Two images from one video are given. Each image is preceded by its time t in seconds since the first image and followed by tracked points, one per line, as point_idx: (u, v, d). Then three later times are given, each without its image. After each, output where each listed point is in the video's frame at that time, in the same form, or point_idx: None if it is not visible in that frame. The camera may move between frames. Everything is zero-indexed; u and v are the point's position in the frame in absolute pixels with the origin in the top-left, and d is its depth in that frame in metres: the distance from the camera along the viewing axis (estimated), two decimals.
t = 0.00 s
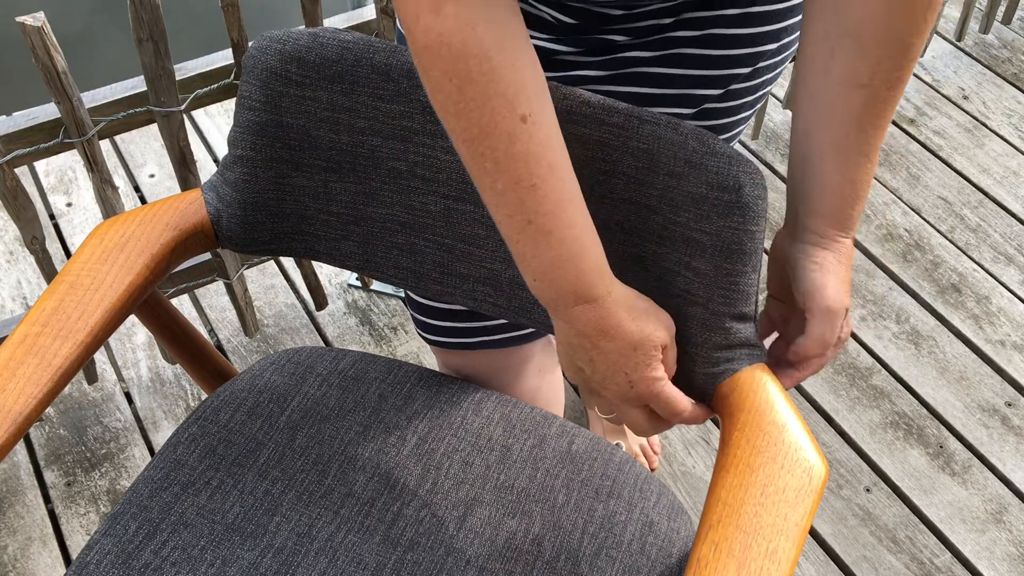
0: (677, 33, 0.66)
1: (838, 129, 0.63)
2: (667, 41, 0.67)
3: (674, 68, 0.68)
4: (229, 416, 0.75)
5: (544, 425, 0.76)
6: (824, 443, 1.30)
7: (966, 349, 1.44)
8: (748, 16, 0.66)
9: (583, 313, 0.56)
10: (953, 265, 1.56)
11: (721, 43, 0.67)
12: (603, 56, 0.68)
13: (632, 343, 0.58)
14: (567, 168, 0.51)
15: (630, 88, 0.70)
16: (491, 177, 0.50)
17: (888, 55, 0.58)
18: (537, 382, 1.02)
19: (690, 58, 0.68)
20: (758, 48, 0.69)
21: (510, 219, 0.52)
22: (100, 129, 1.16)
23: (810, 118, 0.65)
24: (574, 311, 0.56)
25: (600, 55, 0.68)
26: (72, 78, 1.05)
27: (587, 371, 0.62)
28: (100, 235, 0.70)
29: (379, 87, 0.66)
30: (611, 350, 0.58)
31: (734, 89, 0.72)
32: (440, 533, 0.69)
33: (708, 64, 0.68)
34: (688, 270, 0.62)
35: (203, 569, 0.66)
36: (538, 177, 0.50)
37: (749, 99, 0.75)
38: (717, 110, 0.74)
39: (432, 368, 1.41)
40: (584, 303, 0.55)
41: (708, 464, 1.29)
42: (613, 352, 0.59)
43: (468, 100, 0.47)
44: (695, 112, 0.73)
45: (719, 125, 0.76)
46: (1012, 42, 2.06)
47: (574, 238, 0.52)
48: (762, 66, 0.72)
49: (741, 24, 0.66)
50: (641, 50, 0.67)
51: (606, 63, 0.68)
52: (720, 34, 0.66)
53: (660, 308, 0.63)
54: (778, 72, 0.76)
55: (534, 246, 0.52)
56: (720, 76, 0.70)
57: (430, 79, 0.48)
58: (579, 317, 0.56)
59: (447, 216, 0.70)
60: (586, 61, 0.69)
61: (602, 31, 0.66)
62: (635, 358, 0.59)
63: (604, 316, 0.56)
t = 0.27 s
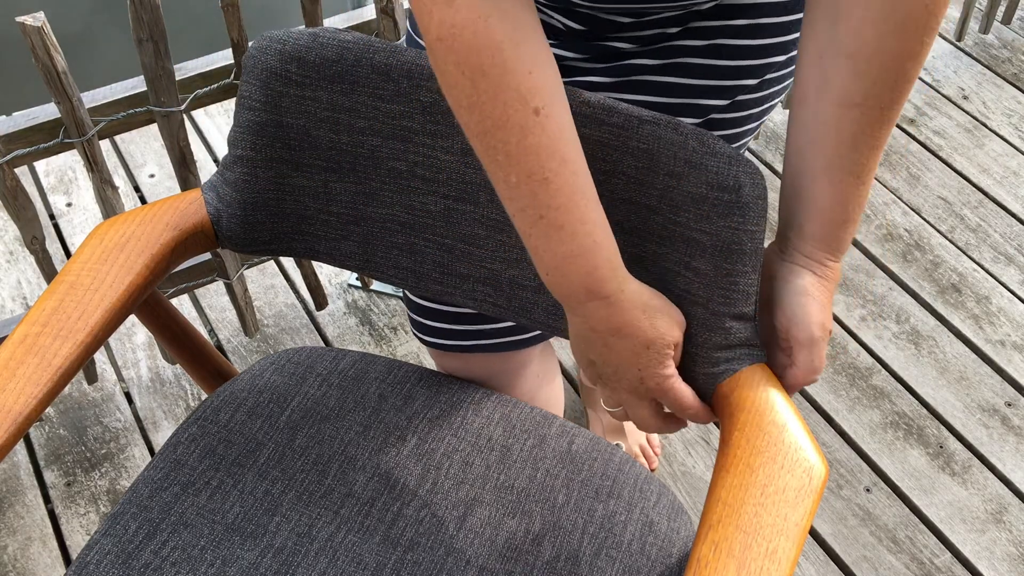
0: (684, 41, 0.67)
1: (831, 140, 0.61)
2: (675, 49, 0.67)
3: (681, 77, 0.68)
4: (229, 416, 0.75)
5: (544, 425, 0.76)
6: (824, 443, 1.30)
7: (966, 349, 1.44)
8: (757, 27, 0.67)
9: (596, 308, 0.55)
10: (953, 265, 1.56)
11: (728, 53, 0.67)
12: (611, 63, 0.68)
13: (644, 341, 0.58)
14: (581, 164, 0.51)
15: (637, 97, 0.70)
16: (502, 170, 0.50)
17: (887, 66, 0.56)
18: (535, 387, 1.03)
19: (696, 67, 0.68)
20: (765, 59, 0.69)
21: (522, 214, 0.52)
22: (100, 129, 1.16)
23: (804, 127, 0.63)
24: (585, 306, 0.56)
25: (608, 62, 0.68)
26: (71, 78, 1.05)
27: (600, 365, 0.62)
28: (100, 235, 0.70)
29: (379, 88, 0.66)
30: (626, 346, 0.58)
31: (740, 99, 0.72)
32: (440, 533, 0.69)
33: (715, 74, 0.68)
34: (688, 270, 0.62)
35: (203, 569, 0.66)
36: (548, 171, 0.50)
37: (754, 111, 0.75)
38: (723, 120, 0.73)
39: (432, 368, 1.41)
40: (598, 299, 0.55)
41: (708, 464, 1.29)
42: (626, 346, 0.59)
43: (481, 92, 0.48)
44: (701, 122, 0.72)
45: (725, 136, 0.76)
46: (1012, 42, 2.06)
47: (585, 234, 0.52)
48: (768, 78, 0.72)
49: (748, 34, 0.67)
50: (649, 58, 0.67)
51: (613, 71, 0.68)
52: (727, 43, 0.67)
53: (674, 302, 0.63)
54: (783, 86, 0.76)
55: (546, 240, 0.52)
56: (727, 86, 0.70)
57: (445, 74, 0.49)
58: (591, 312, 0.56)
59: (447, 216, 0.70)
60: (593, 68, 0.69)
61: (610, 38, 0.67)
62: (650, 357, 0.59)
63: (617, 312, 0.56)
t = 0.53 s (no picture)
0: (689, 37, 0.67)
1: (848, 118, 0.62)
2: (682, 45, 0.67)
3: (690, 72, 0.69)
4: (229, 416, 0.75)
5: (544, 425, 0.76)
6: (824, 443, 1.30)
7: (966, 349, 1.44)
8: (760, 21, 0.66)
9: (615, 258, 0.55)
10: (953, 265, 1.56)
11: (735, 47, 0.67)
12: (622, 58, 0.69)
13: (660, 294, 0.57)
14: (587, 106, 0.53)
15: (648, 91, 0.70)
16: (510, 118, 0.52)
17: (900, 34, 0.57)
18: (543, 381, 1.01)
19: (704, 62, 0.68)
20: (774, 52, 0.69)
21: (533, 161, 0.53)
22: (101, 129, 1.16)
23: (820, 104, 0.64)
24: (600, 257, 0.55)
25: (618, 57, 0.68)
26: (72, 78, 1.05)
27: (612, 327, 0.59)
28: (100, 234, 0.70)
29: (379, 88, 0.66)
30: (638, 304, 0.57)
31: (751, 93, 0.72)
32: (440, 533, 0.69)
33: (723, 68, 0.68)
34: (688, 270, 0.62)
35: (203, 569, 0.66)
36: (554, 112, 0.51)
37: (767, 103, 0.75)
38: (734, 115, 0.74)
39: (431, 367, 1.41)
40: (616, 248, 0.55)
41: (708, 464, 1.29)
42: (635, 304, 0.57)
43: (486, 36, 0.49)
44: (712, 117, 0.73)
45: (736, 131, 0.76)
46: (1012, 42, 2.06)
47: (593, 177, 0.53)
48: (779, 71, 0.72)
49: (754, 29, 0.66)
50: (658, 54, 0.68)
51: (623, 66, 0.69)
52: (733, 38, 0.67)
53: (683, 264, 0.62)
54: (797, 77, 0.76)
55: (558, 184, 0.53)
56: (735, 80, 0.70)
57: (446, 22, 0.50)
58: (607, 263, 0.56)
59: (447, 216, 0.70)
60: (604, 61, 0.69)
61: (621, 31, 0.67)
62: (664, 315, 0.58)
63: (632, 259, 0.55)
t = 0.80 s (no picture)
0: (701, 23, 0.66)
1: (849, 60, 0.61)
2: (696, 32, 0.67)
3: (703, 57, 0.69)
4: (229, 416, 0.75)
5: (544, 425, 0.76)
6: (824, 443, 1.30)
7: (966, 349, 1.44)
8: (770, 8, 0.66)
9: (645, 210, 0.53)
10: (953, 265, 1.56)
11: (747, 32, 0.67)
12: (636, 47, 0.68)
13: (689, 245, 0.56)
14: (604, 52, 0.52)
15: (661, 79, 0.70)
16: (530, 68, 0.51)
17: None
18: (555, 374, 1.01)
19: (716, 49, 0.68)
20: (784, 37, 0.69)
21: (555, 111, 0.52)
22: (100, 129, 1.16)
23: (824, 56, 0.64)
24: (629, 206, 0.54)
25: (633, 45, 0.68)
26: (72, 78, 1.05)
27: (641, 286, 0.57)
28: (101, 234, 0.70)
29: (379, 88, 0.66)
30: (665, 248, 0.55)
31: (763, 80, 0.72)
32: (440, 533, 0.69)
33: (735, 53, 0.69)
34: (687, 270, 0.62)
35: (203, 569, 0.66)
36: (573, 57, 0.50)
37: (778, 88, 0.75)
38: (747, 101, 0.74)
39: (432, 368, 1.41)
40: (646, 198, 0.53)
41: (708, 464, 1.29)
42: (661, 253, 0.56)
43: None
44: (725, 103, 0.73)
45: (749, 117, 0.76)
46: (1012, 42, 2.06)
47: (616, 123, 0.52)
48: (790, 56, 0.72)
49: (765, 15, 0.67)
50: (671, 42, 0.68)
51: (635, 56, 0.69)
52: (745, 24, 0.67)
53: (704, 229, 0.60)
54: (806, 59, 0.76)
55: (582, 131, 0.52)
56: (746, 66, 0.70)
57: None
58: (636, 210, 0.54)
59: (447, 217, 0.70)
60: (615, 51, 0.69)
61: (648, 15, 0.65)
62: (694, 265, 0.56)
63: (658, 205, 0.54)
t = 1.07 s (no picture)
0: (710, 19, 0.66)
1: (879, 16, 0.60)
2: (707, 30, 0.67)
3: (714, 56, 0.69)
4: (229, 416, 0.75)
5: (544, 425, 0.76)
6: (824, 443, 1.30)
7: (966, 349, 1.44)
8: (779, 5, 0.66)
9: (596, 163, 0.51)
10: (953, 265, 1.56)
11: (757, 29, 0.67)
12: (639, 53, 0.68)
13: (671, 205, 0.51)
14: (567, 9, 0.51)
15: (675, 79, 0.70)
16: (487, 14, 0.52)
17: None
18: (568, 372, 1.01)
19: (725, 46, 0.68)
20: (791, 33, 0.70)
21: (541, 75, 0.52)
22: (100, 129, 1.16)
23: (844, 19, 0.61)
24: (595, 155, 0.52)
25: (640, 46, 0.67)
26: (72, 78, 1.05)
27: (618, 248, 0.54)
28: (100, 234, 0.70)
29: (379, 88, 0.66)
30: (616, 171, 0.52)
31: (770, 77, 0.73)
32: (440, 533, 0.69)
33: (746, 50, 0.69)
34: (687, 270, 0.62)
35: (203, 569, 0.66)
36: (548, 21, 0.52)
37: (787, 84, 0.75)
38: (755, 99, 0.74)
39: (432, 368, 1.41)
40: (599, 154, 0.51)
41: (708, 464, 1.29)
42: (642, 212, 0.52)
43: None
44: (733, 101, 0.73)
45: (760, 114, 0.76)
46: (1012, 42, 2.06)
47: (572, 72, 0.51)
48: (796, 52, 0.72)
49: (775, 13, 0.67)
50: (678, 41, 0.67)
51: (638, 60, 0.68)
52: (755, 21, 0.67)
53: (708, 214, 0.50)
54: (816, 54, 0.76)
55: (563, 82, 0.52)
56: (755, 63, 0.70)
57: None
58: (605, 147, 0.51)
59: (447, 217, 0.70)
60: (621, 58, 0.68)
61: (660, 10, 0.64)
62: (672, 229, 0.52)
63: (627, 129, 0.49)
